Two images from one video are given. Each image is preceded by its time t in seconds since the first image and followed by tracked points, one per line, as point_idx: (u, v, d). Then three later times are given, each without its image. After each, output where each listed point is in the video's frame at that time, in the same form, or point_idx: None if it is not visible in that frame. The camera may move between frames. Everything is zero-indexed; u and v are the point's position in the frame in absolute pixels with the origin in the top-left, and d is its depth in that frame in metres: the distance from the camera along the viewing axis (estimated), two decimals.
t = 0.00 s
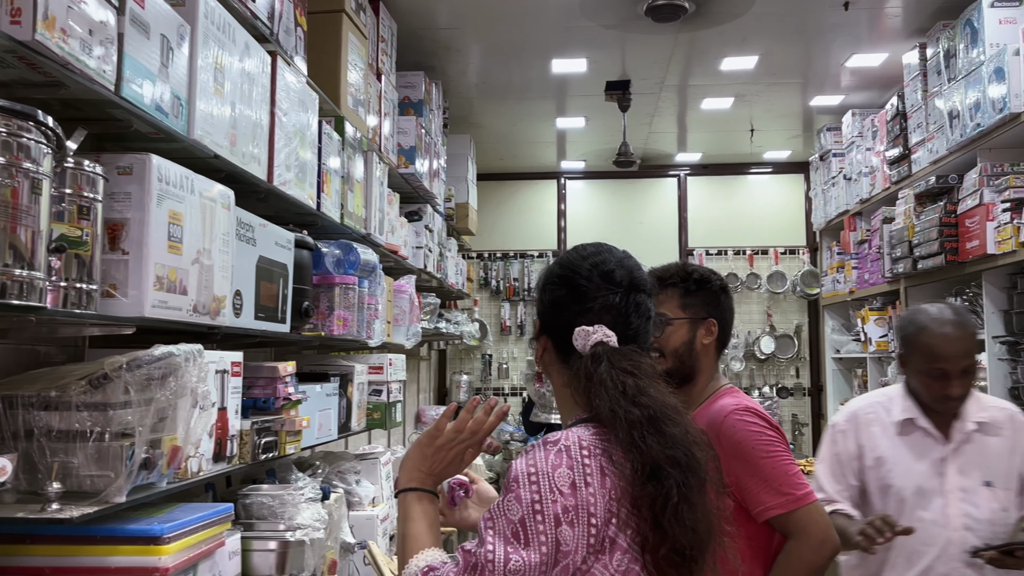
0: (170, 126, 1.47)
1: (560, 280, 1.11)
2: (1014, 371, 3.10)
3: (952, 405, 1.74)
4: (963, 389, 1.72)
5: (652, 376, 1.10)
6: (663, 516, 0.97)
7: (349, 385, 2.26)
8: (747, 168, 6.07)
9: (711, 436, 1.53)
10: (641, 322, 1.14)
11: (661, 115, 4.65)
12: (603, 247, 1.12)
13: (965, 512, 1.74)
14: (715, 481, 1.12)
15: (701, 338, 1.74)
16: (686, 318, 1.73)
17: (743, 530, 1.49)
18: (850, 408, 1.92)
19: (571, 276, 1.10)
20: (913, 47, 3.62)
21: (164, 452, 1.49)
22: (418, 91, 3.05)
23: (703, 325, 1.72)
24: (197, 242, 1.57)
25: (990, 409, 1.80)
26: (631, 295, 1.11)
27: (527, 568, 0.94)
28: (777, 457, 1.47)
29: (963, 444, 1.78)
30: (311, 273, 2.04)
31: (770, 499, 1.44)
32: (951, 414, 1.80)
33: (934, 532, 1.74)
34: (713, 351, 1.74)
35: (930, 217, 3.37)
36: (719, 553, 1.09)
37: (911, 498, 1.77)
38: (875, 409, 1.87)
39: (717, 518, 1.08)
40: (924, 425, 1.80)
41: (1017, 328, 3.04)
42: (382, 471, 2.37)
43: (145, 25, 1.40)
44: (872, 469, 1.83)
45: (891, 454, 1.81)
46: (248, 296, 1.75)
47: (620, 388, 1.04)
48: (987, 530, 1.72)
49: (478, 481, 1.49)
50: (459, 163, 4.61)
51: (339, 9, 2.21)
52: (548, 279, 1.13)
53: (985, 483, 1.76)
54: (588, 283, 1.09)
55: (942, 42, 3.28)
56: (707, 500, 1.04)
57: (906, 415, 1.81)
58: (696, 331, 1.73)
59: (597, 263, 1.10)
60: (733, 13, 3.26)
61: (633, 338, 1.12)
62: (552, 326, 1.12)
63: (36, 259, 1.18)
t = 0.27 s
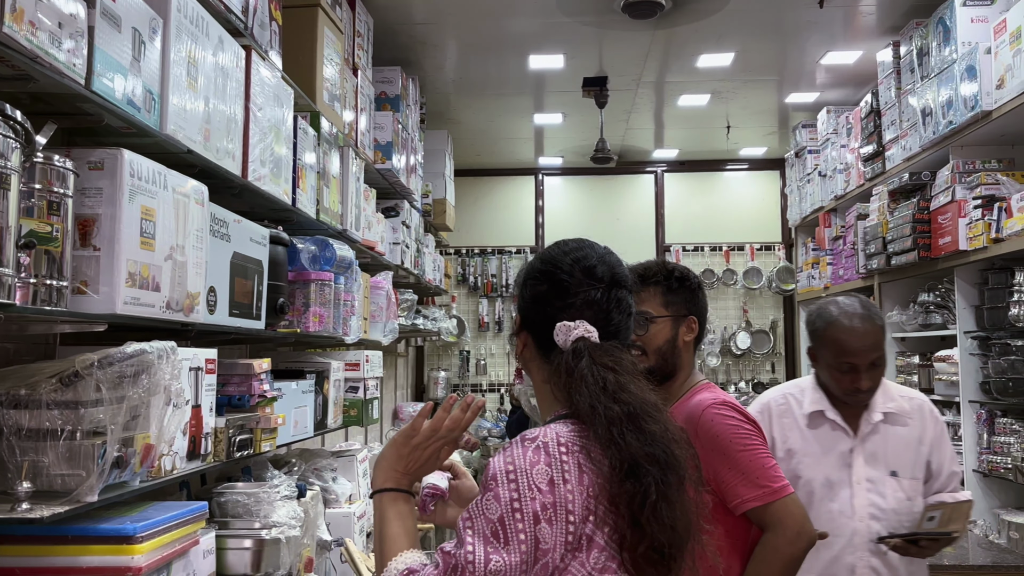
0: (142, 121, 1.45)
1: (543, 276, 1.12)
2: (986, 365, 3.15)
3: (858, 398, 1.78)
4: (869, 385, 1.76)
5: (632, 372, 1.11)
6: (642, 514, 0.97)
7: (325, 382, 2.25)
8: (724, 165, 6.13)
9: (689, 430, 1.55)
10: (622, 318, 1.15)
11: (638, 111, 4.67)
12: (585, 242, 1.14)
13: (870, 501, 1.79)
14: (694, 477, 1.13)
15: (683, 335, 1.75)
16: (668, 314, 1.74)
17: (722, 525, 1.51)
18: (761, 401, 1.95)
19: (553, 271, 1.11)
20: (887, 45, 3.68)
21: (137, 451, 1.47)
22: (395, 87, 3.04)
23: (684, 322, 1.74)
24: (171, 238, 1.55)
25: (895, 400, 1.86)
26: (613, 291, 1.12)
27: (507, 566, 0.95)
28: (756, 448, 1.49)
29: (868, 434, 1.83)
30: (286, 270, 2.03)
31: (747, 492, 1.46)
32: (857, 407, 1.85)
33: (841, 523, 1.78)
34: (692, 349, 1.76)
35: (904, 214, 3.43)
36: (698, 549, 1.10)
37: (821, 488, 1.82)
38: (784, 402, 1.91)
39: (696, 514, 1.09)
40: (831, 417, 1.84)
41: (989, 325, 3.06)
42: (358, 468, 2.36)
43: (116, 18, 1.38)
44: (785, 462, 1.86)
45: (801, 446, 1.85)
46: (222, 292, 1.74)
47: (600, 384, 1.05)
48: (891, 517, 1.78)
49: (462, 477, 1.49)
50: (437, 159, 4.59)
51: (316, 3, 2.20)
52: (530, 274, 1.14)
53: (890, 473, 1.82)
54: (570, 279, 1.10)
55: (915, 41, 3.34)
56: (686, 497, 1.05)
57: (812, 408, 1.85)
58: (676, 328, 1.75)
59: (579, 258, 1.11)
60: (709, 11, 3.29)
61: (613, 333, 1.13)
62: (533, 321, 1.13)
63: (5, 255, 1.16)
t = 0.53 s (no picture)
0: (122, 114, 1.44)
1: (524, 270, 1.12)
2: (966, 360, 3.20)
3: (813, 391, 1.83)
4: (827, 376, 1.79)
5: (612, 367, 1.11)
6: (612, 511, 0.98)
7: (308, 378, 2.24)
8: (708, 161, 6.16)
9: (672, 426, 1.57)
10: (604, 312, 1.15)
11: (622, 106, 4.68)
12: (565, 236, 1.14)
13: (820, 494, 1.82)
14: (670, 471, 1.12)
15: (670, 329, 1.76)
16: (653, 308, 1.74)
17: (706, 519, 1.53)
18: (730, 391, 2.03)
19: (534, 265, 1.11)
20: (869, 41, 3.71)
21: (116, 447, 1.46)
22: (379, 81, 3.03)
23: (671, 318, 1.75)
24: (151, 233, 1.54)
25: (855, 396, 1.89)
26: (594, 284, 1.13)
27: (487, 572, 0.95)
28: (744, 446, 1.49)
29: (826, 428, 1.87)
30: (269, 265, 2.02)
31: (733, 488, 1.46)
32: (817, 400, 1.90)
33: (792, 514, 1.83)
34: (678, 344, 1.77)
35: (885, 209, 3.47)
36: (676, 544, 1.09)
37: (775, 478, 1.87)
38: (749, 392, 1.98)
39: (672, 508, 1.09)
40: (787, 409, 1.90)
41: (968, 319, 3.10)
42: (342, 464, 2.37)
43: (94, 9, 1.36)
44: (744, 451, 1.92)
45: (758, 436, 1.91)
46: (204, 288, 1.72)
47: (577, 378, 1.05)
48: (840, 512, 1.80)
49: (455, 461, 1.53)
50: (421, 154, 4.58)
51: None
52: (511, 269, 1.14)
53: (843, 466, 1.84)
54: (550, 273, 1.10)
55: (897, 37, 3.37)
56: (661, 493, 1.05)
57: (769, 399, 1.92)
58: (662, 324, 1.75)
59: (560, 252, 1.12)
60: (694, 6, 3.30)
61: (594, 328, 1.14)
62: (513, 315, 1.13)
63: None
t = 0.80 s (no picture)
0: (114, 108, 1.43)
1: (514, 266, 1.11)
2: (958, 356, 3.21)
3: (812, 389, 1.83)
4: (832, 373, 1.79)
5: (606, 364, 1.11)
6: (609, 510, 0.99)
7: (302, 374, 2.24)
8: (702, 157, 6.17)
9: (671, 424, 1.58)
10: (596, 307, 1.15)
11: (616, 102, 4.68)
12: (554, 231, 1.13)
13: (803, 493, 1.81)
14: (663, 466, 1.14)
15: (666, 325, 1.77)
16: (650, 305, 1.74)
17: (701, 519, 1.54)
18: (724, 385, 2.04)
19: (524, 261, 1.10)
20: (863, 38, 3.72)
21: (109, 443, 1.45)
22: (372, 76, 3.02)
23: (669, 314, 1.75)
24: (143, 229, 1.53)
25: (849, 396, 1.86)
26: (585, 279, 1.12)
27: None
28: (733, 446, 1.49)
29: (816, 427, 1.86)
30: (262, 261, 2.01)
31: (724, 489, 1.46)
32: (810, 398, 1.89)
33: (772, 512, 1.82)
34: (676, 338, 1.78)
35: (879, 206, 3.48)
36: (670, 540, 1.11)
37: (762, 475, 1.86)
38: (742, 387, 1.98)
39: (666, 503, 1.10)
40: (778, 406, 1.89)
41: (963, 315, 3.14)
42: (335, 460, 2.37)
43: (86, 2, 1.35)
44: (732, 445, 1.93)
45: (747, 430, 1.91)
46: (197, 284, 1.72)
47: (572, 376, 1.05)
48: (823, 512, 1.78)
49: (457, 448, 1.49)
50: (415, 149, 4.57)
51: None
52: (501, 265, 1.13)
53: (829, 467, 1.82)
54: (541, 270, 1.09)
55: (891, 34, 3.38)
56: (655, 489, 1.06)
57: (760, 394, 1.91)
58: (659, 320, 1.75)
59: (550, 247, 1.11)
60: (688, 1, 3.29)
61: (585, 323, 1.13)
62: (505, 313, 1.13)
63: None
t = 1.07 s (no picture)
0: (117, 102, 1.42)
1: (523, 263, 1.11)
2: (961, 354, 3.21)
3: (840, 394, 1.68)
4: (864, 378, 1.63)
5: (617, 359, 1.11)
6: (625, 504, 0.99)
7: (304, 370, 2.23)
8: (704, 154, 6.16)
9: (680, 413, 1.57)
10: (604, 302, 1.15)
11: (618, 99, 4.67)
12: (561, 227, 1.13)
13: (821, 502, 1.70)
14: (677, 461, 1.14)
15: (677, 320, 1.76)
16: (659, 301, 1.74)
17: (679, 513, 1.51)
18: (751, 381, 1.92)
19: (532, 257, 1.10)
20: (867, 34, 3.72)
21: (111, 439, 1.45)
22: (374, 72, 3.01)
23: (679, 309, 1.75)
24: (146, 224, 1.52)
25: (881, 403, 1.70)
26: (593, 275, 1.12)
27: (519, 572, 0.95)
28: (720, 448, 1.47)
29: (842, 434, 1.72)
30: (264, 257, 2.00)
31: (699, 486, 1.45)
32: (839, 402, 1.74)
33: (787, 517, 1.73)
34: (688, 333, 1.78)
35: (882, 203, 3.48)
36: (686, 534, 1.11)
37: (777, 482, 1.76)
38: (767, 386, 1.86)
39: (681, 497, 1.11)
40: (802, 410, 1.76)
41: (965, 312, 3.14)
42: (338, 456, 2.31)
43: None
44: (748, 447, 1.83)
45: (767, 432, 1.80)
46: (199, 279, 1.71)
47: (585, 372, 1.05)
48: (840, 524, 1.67)
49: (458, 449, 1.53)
50: (417, 145, 4.56)
51: None
52: (509, 262, 1.13)
53: (850, 476, 1.70)
54: (550, 266, 1.09)
55: (895, 30, 3.38)
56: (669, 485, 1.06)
57: (783, 396, 1.79)
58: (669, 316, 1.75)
59: (558, 243, 1.10)
60: None
61: (595, 319, 1.13)
62: (514, 310, 1.12)
63: None
